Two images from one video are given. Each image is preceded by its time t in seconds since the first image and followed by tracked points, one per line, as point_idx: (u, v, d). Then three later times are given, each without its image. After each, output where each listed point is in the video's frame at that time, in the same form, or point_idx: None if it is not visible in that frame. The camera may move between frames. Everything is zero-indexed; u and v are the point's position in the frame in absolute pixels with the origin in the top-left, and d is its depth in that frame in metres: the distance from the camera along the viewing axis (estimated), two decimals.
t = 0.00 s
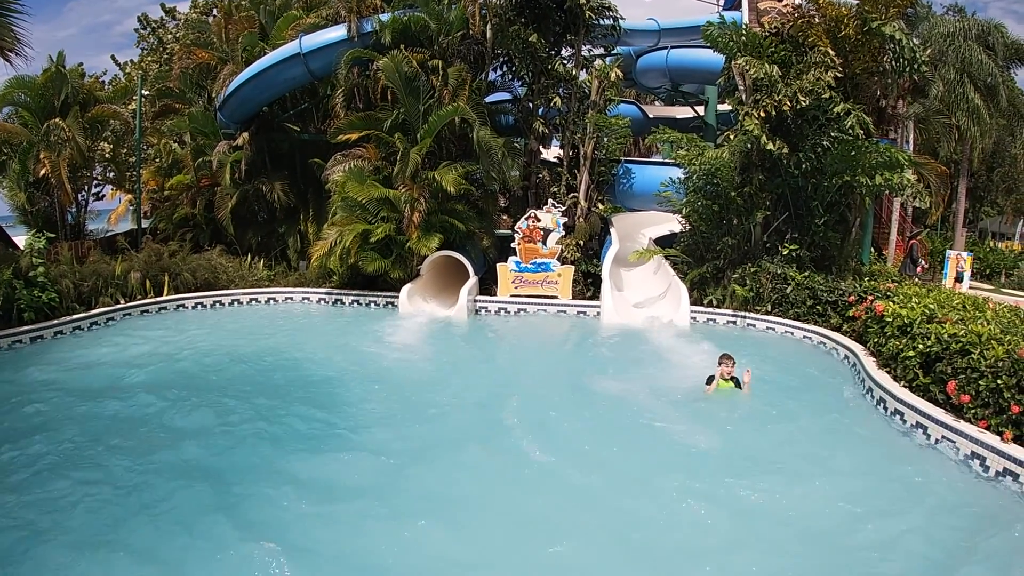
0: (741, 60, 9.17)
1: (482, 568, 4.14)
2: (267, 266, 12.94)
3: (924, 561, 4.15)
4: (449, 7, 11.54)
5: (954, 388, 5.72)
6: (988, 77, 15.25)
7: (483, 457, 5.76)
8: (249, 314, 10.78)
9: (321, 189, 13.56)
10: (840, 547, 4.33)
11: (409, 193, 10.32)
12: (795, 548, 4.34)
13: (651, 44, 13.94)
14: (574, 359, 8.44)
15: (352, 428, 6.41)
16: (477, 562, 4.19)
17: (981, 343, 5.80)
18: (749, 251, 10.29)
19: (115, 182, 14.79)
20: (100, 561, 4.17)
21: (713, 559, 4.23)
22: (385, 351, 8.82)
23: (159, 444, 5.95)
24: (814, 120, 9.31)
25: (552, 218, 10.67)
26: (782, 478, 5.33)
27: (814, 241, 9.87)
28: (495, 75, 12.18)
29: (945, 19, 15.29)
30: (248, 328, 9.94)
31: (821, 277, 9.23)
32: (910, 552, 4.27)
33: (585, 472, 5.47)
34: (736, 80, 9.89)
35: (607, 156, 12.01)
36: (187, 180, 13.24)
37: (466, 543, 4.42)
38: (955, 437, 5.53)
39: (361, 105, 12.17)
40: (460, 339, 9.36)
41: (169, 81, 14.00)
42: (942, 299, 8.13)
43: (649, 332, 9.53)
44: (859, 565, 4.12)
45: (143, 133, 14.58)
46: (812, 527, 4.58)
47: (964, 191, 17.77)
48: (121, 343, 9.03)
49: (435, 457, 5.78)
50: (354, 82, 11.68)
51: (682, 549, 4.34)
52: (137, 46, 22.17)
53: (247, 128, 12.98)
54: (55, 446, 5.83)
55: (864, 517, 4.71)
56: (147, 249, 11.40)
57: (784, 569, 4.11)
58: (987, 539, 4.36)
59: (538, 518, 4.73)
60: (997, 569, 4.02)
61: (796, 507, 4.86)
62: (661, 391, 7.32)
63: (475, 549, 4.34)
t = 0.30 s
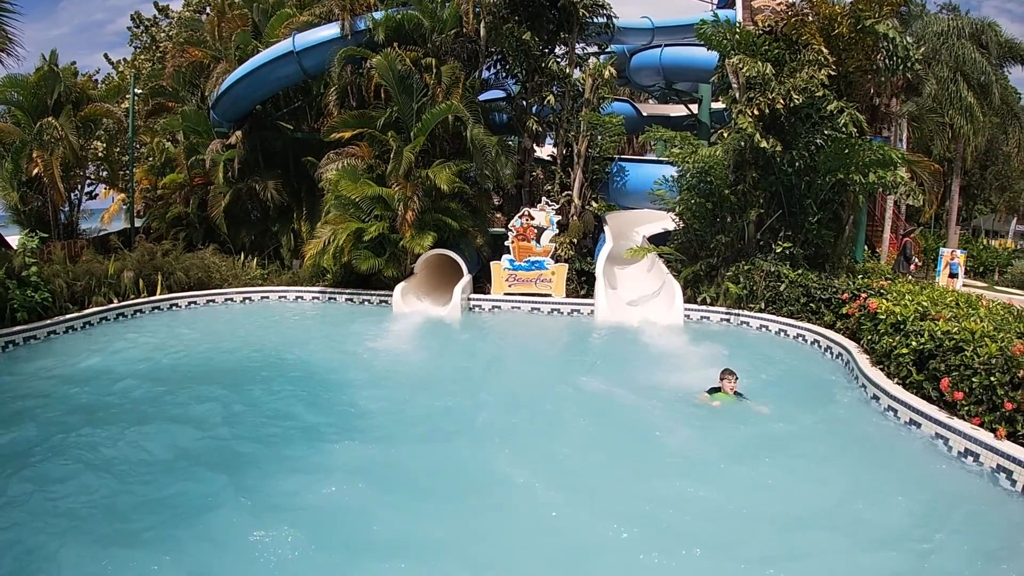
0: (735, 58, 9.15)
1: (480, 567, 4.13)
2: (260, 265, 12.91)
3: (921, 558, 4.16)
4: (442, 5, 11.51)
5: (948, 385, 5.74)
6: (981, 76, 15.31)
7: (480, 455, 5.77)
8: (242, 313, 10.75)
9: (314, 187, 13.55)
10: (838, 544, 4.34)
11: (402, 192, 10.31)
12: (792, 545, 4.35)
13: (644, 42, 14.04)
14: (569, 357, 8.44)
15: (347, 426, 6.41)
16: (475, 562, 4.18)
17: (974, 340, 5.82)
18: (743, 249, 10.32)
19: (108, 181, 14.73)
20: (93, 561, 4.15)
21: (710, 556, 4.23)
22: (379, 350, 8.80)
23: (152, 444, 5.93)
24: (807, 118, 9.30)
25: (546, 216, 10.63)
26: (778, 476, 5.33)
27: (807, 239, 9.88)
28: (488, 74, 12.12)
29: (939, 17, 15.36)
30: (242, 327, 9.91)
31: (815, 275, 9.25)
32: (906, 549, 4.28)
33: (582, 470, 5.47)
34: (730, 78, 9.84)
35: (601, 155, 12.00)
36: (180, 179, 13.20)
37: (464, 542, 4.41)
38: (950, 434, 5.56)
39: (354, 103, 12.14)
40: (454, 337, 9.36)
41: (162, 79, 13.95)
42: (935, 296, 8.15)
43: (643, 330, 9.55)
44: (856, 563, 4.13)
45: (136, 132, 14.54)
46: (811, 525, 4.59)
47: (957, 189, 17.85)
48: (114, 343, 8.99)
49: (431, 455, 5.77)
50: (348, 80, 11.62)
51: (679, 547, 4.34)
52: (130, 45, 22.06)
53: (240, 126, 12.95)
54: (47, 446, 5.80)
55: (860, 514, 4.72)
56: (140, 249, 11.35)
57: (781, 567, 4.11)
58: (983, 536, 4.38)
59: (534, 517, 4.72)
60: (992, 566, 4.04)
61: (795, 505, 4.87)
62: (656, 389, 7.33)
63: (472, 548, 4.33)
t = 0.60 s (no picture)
0: (722, 59, 9.19)
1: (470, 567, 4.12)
2: (247, 266, 12.84)
3: (909, 555, 4.18)
4: (430, 4, 11.45)
5: (934, 383, 5.79)
6: (968, 77, 15.43)
7: (469, 455, 5.76)
8: (229, 313, 10.70)
9: (301, 187, 13.55)
10: (826, 542, 4.36)
11: (389, 191, 10.28)
12: (781, 543, 4.36)
13: (632, 43, 14.13)
14: (559, 357, 8.44)
15: (334, 427, 6.39)
16: (466, 562, 4.18)
17: (960, 339, 5.85)
18: (730, 248, 10.33)
19: (95, 181, 14.63)
20: (80, 563, 4.11)
21: (700, 555, 4.24)
22: (368, 350, 8.78)
23: (138, 445, 5.88)
24: (794, 118, 9.35)
25: (533, 216, 10.66)
26: (768, 475, 5.35)
27: (794, 239, 9.95)
28: (476, 73, 12.11)
29: (926, 19, 15.50)
30: (229, 328, 9.87)
31: (802, 274, 9.30)
32: (894, 546, 4.30)
33: (571, 469, 5.48)
34: (717, 79, 9.91)
35: (589, 154, 11.98)
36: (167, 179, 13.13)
37: (455, 542, 4.40)
38: (936, 432, 5.61)
39: (342, 102, 12.11)
40: (442, 337, 9.35)
41: (149, 78, 13.87)
42: (922, 295, 8.21)
43: (632, 329, 9.57)
44: (844, 560, 4.15)
45: (123, 131, 14.45)
46: (800, 523, 4.60)
47: (945, 189, 17.99)
48: (100, 344, 8.93)
49: (420, 455, 5.76)
50: (335, 79, 11.57)
51: (669, 546, 4.35)
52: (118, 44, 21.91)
53: (227, 126, 12.88)
54: (31, 448, 5.75)
55: (848, 512, 4.75)
56: (127, 249, 11.27)
57: (773, 565, 4.12)
58: (971, 531, 4.42)
59: (524, 517, 4.72)
60: (980, 562, 4.07)
61: (784, 503, 4.89)
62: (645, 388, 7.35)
63: (462, 549, 4.32)
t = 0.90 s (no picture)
0: (711, 58, 9.20)
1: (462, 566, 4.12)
2: (236, 265, 12.78)
3: (901, 552, 4.21)
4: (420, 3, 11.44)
5: (922, 380, 5.82)
6: (956, 76, 15.54)
7: (460, 454, 5.75)
8: (218, 313, 10.64)
9: (291, 186, 13.52)
10: (816, 539, 4.39)
11: (378, 190, 10.29)
12: (771, 541, 4.38)
13: (622, 41, 14.06)
14: (550, 356, 8.44)
15: (323, 426, 6.38)
16: (457, 561, 4.18)
17: (947, 337, 5.88)
18: (719, 247, 10.38)
19: (83, 180, 14.53)
20: (71, 564, 4.08)
21: (692, 553, 4.26)
22: (357, 350, 8.75)
23: (128, 445, 5.84)
24: (783, 118, 9.38)
25: (523, 215, 10.74)
26: (759, 472, 5.37)
27: (783, 237, 9.99)
28: (466, 72, 12.12)
29: (915, 19, 15.61)
30: (217, 327, 9.81)
31: (791, 272, 9.34)
32: (883, 543, 4.33)
33: (562, 468, 5.49)
34: (707, 78, 9.97)
35: (578, 153, 12.06)
36: (156, 178, 13.06)
37: (447, 542, 4.40)
38: (924, 429, 5.65)
39: (332, 101, 12.09)
40: (432, 336, 9.34)
41: (137, 76, 13.76)
42: (909, 293, 8.27)
43: (622, 328, 9.59)
44: (834, 557, 4.18)
45: (111, 130, 14.35)
46: (789, 520, 4.64)
47: (934, 188, 18.12)
48: (88, 344, 8.87)
49: (411, 455, 5.74)
50: (325, 78, 11.53)
51: (661, 544, 4.36)
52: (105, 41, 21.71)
53: (216, 125, 12.84)
54: (19, 448, 5.70)
55: (838, 509, 4.77)
56: (115, 249, 11.19)
57: (766, 563, 4.13)
58: (960, 528, 4.45)
59: (516, 515, 4.72)
60: (969, 557, 4.11)
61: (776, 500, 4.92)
62: (636, 387, 7.36)
63: (454, 548, 4.33)
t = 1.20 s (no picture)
0: (704, 59, 9.26)
1: (454, 566, 4.11)
2: (228, 264, 12.74)
3: (894, 553, 4.22)
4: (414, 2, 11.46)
5: (913, 380, 5.85)
6: (948, 78, 15.62)
7: (452, 454, 5.75)
8: (210, 313, 10.60)
9: (284, 185, 13.48)
10: (808, 539, 4.41)
11: (372, 190, 10.29)
12: (763, 541, 4.40)
13: (615, 42, 14.05)
14: (543, 356, 8.45)
15: (315, 426, 6.37)
16: (450, 561, 4.18)
17: (938, 337, 5.91)
18: (711, 248, 10.42)
19: (75, 179, 14.47)
20: (62, 565, 4.06)
21: (683, 553, 4.26)
22: (349, 349, 8.75)
23: (118, 445, 5.81)
24: (776, 119, 9.41)
25: (516, 215, 10.69)
26: (751, 473, 5.38)
27: (775, 238, 10.07)
28: (460, 72, 12.10)
29: (908, 21, 15.71)
30: (209, 327, 9.79)
31: (782, 273, 9.38)
32: (874, 543, 4.35)
33: (555, 468, 5.49)
34: (700, 79, 9.96)
35: (571, 153, 12.12)
36: (148, 177, 13.06)
37: (439, 541, 4.39)
38: (914, 429, 5.68)
39: (325, 100, 12.06)
40: (425, 336, 9.34)
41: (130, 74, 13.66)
42: (900, 294, 8.32)
43: (615, 328, 9.60)
44: (825, 557, 4.20)
45: (103, 128, 14.30)
46: (781, 520, 4.65)
47: (926, 189, 18.21)
48: (79, 343, 8.83)
49: (403, 455, 5.73)
50: (318, 77, 11.50)
51: (653, 544, 4.37)
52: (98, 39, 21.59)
53: (209, 124, 12.82)
54: (8, 448, 5.66)
55: (829, 509, 4.79)
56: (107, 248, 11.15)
57: (760, 564, 4.13)
58: (950, 528, 4.48)
59: (509, 515, 4.72)
60: (959, 557, 4.14)
61: (767, 500, 4.94)
62: (628, 387, 7.37)
63: (446, 548, 4.32)
